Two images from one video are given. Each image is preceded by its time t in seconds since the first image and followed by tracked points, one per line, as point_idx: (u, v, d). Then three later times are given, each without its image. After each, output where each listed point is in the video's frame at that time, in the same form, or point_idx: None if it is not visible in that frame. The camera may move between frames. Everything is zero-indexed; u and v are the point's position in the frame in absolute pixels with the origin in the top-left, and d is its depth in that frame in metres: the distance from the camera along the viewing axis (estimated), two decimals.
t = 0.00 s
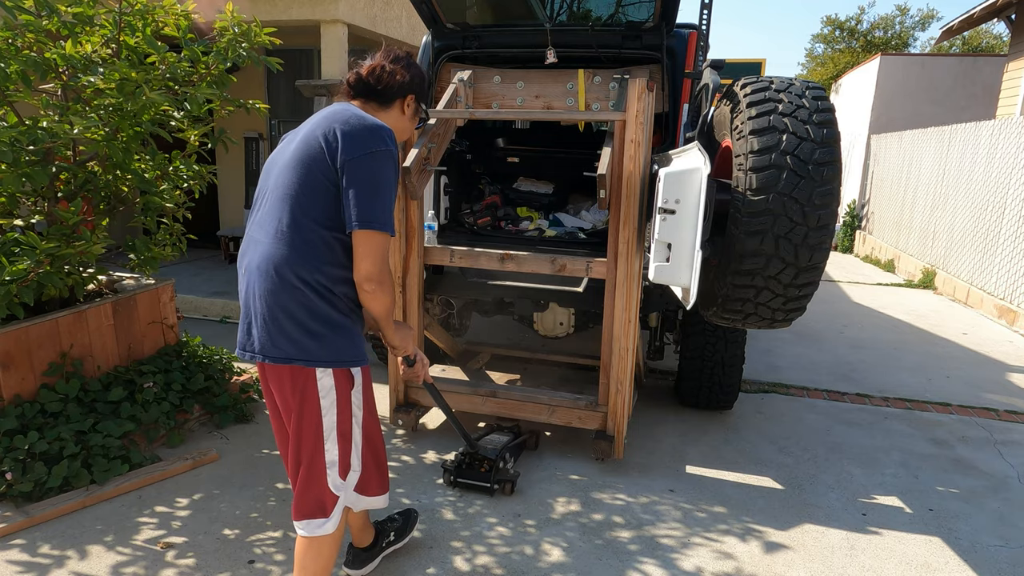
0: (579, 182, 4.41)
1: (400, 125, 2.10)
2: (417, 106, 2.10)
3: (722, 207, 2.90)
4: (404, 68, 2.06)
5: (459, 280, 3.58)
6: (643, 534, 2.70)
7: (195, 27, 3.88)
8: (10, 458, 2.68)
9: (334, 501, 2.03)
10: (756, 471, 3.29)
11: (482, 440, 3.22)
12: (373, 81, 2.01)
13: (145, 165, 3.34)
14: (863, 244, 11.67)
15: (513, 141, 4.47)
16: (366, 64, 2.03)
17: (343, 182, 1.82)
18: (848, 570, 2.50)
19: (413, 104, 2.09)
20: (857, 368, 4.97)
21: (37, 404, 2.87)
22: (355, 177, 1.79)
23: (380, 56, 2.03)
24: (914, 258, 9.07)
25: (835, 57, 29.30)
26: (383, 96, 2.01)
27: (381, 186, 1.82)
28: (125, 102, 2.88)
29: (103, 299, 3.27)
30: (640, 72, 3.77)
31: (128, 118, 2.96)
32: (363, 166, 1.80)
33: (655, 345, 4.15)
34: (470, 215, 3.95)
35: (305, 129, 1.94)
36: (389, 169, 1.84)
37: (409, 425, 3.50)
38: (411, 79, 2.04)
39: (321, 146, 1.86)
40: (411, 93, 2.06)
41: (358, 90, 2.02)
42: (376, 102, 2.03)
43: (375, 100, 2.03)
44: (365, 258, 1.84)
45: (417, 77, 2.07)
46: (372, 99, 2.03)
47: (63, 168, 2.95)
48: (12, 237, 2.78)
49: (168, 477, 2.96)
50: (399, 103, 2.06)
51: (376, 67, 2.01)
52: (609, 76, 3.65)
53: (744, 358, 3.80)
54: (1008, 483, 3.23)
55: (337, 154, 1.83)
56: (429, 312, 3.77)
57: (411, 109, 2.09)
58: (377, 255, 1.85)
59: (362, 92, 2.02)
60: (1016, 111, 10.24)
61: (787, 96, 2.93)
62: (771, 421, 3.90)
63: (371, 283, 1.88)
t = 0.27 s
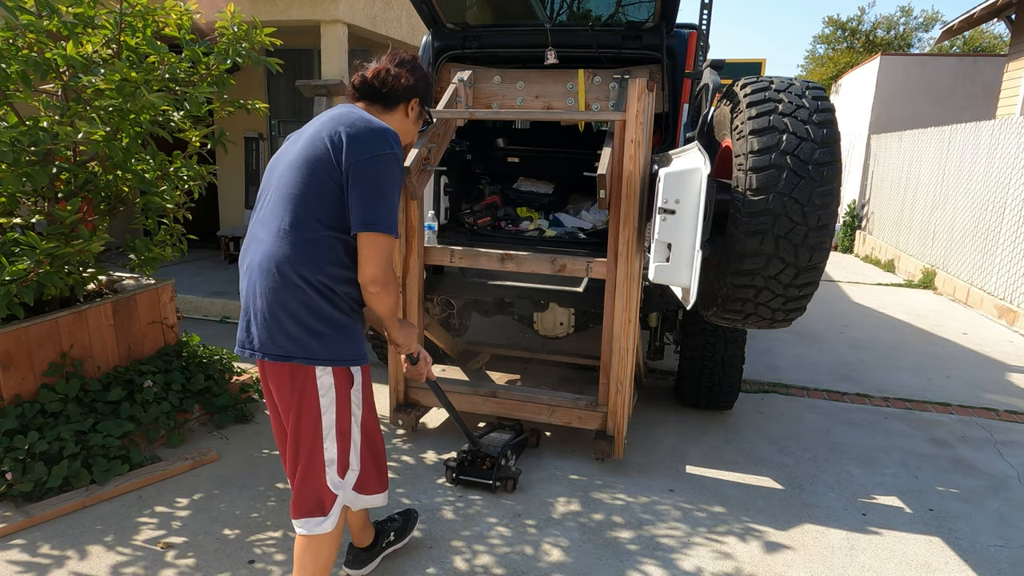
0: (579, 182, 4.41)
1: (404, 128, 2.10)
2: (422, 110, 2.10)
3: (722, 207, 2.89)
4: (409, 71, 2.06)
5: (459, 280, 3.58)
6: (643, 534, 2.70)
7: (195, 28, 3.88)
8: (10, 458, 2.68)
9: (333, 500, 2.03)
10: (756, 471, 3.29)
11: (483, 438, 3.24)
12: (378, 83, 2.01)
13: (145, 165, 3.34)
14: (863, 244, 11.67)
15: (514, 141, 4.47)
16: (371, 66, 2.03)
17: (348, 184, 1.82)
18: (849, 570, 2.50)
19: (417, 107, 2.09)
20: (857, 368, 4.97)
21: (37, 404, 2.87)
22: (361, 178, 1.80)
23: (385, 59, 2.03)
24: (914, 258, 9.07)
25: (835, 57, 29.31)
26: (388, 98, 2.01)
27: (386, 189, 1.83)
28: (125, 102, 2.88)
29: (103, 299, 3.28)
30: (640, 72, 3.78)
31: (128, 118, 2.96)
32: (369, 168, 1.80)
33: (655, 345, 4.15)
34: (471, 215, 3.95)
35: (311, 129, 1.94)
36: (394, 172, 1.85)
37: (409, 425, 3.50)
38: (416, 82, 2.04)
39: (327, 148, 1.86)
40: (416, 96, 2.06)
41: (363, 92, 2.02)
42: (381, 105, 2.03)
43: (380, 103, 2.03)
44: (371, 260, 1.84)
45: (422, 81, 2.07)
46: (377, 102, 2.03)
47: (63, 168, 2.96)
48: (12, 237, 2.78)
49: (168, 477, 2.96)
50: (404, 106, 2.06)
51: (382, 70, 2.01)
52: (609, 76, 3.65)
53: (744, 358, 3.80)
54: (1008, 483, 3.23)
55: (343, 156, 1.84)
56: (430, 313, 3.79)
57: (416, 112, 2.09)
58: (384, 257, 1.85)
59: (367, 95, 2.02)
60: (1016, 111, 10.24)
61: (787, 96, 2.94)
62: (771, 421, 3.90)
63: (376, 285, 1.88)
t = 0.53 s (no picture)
0: (579, 182, 4.41)
1: (411, 132, 2.12)
2: (428, 116, 2.12)
3: (722, 207, 2.89)
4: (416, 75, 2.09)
5: (459, 280, 3.58)
6: (643, 533, 2.70)
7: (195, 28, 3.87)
8: (10, 458, 2.68)
9: (331, 497, 2.02)
10: (756, 471, 3.29)
11: (483, 437, 3.24)
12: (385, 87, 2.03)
13: (145, 165, 3.34)
14: (863, 244, 11.66)
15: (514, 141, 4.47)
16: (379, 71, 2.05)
17: (358, 185, 1.83)
18: (848, 570, 2.50)
19: (424, 112, 2.11)
20: (857, 368, 4.97)
21: (37, 404, 2.87)
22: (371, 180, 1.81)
23: (393, 64, 2.05)
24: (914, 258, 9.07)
25: (834, 57, 29.30)
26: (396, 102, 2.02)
27: (395, 190, 1.84)
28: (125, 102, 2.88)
29: (103, 299, 3.27)
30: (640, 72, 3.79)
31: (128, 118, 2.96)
32: (378, 169, 1.81)
33: (655, 345, 4.15)
34: (470, 215, 3.94)
35: (321, 130, 1.94)
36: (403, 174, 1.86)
37: (409, 425, 3.50)
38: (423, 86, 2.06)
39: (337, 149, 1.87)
40: (423, 102, 2.08)
41: (371, 96, 2.04)
42: (388, 110, 2.05)
43: (387, 107, 2.04)
44: (374, 259, 1.84)
45: (429, 87, 2.09)
46: (384, 107, 2.05)
47: (63, 168, 2.96)
48: (12, 237, 2.78)
49: (168, 477, 2.96)
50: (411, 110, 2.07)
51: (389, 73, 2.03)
52: (609, 76, 3.65)
53: (744, 358, 3.80)
54: (1008, 483, 3.23)
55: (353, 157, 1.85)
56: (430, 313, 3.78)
57: (422, 117, 2.11)
58: (386, 254, 1.84)
59: (375, 99, 2.04)
60: (1016, 111, 10.23)
61: (787, 96, 2.94)
62: (771, 421, 3.89)
63: (378, 283, 1.87)
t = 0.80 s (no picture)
0: (579, 182, 4.42)
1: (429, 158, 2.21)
2: (446, 143, 2.21)
3: (722, 207, 2.89)
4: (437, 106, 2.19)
5: (459, 280, 3.58)
6: (643, 533, 2.70)
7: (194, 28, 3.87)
8: (10, 458, 2.68)
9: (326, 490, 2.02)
10: (756, 471, 3.29)
11: (483, 437, 3.24)
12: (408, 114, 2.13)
13: (145, 165, 3.34)
14: (862, 244, 11.66)
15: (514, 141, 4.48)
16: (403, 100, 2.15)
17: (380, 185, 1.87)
18: (848, 570, 2.50)
19: (443, 140, 2.20)
20: (857, 368, 4.96)
21: (37, 404, 2.87)
22: (394, 181, 1.85)
23: (416, 93, 2.16)
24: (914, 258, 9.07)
25: (834, 57, 29.30)
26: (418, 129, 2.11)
27: (417, 193, 1.89)
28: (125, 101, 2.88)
29: (103, 299, 3.28)
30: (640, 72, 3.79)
31: (128, 118, 2.96)
32: (404, 173, 1.87)
33: (655, 345, 4.15)
34: (470, 215, 3.93)
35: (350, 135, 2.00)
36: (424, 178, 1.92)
37: (409, 425, 3.51)
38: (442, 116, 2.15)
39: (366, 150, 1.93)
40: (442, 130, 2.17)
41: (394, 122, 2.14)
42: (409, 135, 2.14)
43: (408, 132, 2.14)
44: (383, 250, 1.83)
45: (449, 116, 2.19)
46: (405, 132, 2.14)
47: (63, 168, 2.96)
48: (12, 237, 2.78)
49: (168, 477, 2.96)
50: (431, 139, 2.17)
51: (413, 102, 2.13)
52: (609, 76, 3.63)
53: (744, 358, 3.80)
54: (1008, 483, 3.23)
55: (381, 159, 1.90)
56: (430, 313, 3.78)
57: (440, 144, 2.21)
58: (393, 245, 1.85)
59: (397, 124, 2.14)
60: (1016, 111, 10.23)
61: (787, 96, 2.93)
62: (771, 421, 3.89)
63: (380, 272, 1.85)
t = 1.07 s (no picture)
0: (579, 182, 4.42)
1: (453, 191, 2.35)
2: (470, 180, 2.36)
3: (722, 206, 2.89)
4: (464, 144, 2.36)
5: (459, 280, 3.57)
6: (643, 533, 2.70)
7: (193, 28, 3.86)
8: (10, 458, 2.68)
9: (313, 465, 2.08)
10: (756, 471, 3.29)
11: (483, 437, 3.24)
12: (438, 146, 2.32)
13: (145, 165, 3.34)
14: (863, 244, 11.65)
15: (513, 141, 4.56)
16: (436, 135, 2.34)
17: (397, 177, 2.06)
18: (848, 570, 2.50)
19: (467, 176, 2.36)
20: (857, 368, 4.96)
21: (37, 404, 2.87)
22: (410, 174, 2.03)
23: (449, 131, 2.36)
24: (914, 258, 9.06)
25: (834, 57, 29.28)
26: (444, 158, 2.26)
27: (433, 195, 2.07)
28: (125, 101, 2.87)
29: (103, 298, 3.27)
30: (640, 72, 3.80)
31: (128, 118, 2.95)
32: (425, 174, 2.06)
33: (655, 344, 4.15)
34: (470, 215, 3.92)
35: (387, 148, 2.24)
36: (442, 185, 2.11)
37: (408, 425, 3.51)
38: (469, 153, 2.33)
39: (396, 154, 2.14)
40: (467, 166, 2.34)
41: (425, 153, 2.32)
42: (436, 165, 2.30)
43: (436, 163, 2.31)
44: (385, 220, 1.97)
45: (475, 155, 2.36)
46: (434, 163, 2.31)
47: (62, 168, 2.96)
48: (12, 237, 2.78)
49: (168, 477, 2.96)
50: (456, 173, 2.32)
51: (444, 137, 2.33)
52: (609, 76, 3.65)
53: (744, 358, 3.80)
54: (1008, 483, 3.23)
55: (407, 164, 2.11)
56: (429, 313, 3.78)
57: (465, 181, 2.36)
58: (397, 218, 1.99)
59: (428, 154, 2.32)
60: (1016, 111, 10.23)
61: (787, 96, 2.93)
62: (771, 421, 3.89)
63: (379, 237, 1.98)
